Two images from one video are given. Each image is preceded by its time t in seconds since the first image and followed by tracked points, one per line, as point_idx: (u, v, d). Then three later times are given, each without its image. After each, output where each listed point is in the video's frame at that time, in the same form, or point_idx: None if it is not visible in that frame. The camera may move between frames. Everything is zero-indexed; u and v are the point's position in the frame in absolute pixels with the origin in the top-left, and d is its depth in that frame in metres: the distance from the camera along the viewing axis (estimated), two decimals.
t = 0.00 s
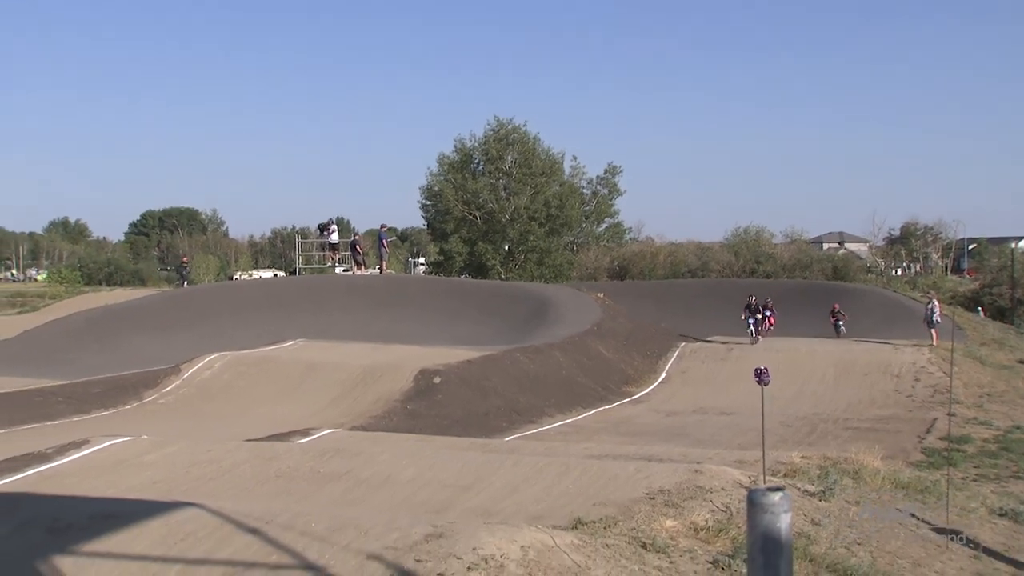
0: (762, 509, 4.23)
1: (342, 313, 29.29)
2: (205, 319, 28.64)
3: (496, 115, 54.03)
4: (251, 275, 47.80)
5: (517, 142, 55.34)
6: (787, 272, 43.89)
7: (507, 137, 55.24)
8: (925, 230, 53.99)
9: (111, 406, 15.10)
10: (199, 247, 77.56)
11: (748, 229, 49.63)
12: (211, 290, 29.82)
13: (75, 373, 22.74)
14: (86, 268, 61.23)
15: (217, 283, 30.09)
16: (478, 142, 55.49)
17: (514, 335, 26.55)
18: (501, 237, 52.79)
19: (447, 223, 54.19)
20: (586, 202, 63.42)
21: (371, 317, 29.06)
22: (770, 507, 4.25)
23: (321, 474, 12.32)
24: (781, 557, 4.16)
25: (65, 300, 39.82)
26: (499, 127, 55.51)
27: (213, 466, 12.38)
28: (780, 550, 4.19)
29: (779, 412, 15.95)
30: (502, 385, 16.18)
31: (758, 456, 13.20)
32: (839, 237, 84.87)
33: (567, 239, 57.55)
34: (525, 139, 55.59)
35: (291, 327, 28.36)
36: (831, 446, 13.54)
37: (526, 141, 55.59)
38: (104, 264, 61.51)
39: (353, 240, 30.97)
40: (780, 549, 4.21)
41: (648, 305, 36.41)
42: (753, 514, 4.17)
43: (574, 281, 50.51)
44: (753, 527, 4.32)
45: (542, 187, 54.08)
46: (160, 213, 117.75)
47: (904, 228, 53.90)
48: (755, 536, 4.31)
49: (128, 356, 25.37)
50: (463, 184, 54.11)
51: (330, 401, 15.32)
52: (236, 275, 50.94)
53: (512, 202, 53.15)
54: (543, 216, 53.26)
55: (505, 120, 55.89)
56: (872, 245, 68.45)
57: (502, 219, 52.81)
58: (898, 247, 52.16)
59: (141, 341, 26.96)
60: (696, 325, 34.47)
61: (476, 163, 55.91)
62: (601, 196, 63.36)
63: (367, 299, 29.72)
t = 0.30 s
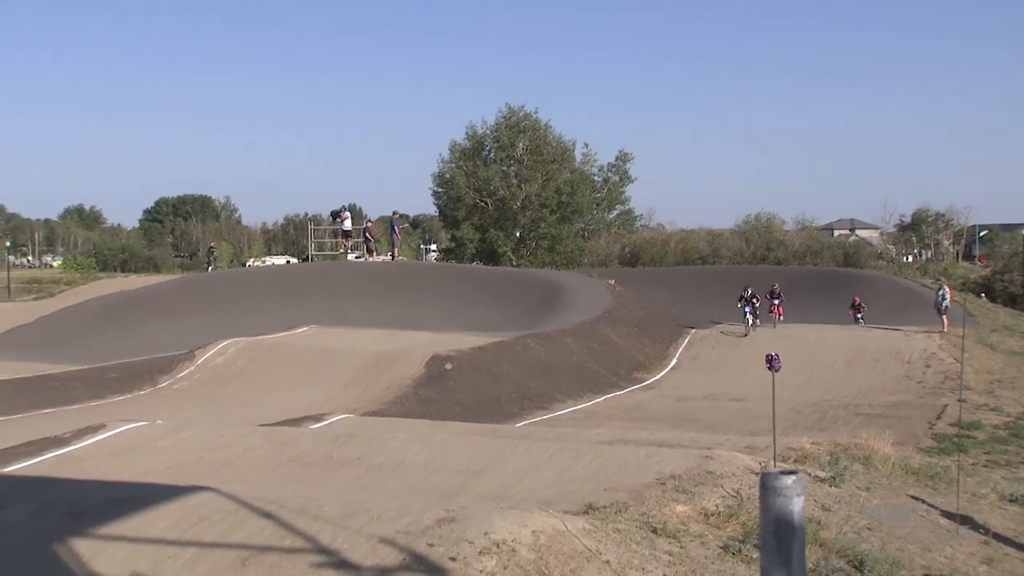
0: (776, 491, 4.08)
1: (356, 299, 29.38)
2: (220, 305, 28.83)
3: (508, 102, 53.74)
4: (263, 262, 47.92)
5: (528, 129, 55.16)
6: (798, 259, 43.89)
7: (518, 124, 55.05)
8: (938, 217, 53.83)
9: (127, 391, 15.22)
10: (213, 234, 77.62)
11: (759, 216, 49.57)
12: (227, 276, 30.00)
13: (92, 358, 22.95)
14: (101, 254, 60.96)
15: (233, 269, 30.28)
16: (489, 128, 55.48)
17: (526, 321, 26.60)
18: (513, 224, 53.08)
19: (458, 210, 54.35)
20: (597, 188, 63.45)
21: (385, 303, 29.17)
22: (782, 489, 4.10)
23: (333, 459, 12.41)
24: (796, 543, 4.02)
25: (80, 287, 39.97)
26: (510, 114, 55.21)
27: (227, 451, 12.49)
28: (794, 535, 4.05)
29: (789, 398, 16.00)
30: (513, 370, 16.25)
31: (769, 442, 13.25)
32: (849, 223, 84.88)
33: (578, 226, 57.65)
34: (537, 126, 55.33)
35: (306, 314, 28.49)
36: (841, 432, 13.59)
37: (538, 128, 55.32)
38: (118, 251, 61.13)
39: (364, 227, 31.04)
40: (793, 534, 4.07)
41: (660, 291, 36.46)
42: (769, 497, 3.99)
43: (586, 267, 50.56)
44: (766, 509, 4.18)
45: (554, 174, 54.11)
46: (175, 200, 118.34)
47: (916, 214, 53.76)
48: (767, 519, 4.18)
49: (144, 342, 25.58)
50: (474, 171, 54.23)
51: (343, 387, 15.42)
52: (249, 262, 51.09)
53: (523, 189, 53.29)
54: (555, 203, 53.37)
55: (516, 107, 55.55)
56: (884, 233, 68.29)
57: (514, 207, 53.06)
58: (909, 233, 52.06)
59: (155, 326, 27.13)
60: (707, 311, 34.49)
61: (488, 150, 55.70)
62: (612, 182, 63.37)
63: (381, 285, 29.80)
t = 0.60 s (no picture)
0: (796, 472, 3.70)
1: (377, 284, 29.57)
2: (244, 290, 29.17)
3: (527, 88, 54.19)
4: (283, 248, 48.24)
5: (547, 115, 55.35)
6: (815, 245, 43.87)
7: (537, 110, 55.30)
8: (956, 202, 53.53)
9: (152, 373, 15.45)
10: (235, 220, 77.99)
11: (776, 202, 49.49)
12: (250, 262, 30.32)
13: (118, 341, 23.30)
14: (125, 239, 61.38)
15: (256, 254, 30.59)
16: (508, 115, 55.56)
17: (545, 306, 26.72)
18: (531, 210, 53.25)
19: (477, 195, 54.43)
20: (615, 174, 63.48)
21: (406, 288, 29.35)
22: (803, 471, 3.72)
23: (355, 442, 12.58)
24: (818, 522, 3.65)
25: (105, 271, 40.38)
26: (529, 100, 55.59)
27: (250, 433, 12.67)
28: (816, 517, 3.69)
29: (807, 383, 16.07)
30: (532, 354, 16.37)
31: (786, 426, 13.34)
32: (867, 210, 84.71)
33: (596, 211, 57.76)
34: (555, 112, 55.58)
35: (327, 299, 28.73)
36: (858, 416, 13.68)
37: (556, 113, 55.58)
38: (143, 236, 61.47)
39: (384, 213, 31.20)
40: (815, 516, 3.69)
41: (677, 275, 36.51)
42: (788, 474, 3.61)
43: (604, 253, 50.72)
44: (785, 492, 3.79)
45: (572, 159, 54.24)
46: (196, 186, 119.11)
47: (934, 200, 53.51)
48: (786, 502, 3.82)
49: (169, 326, 25.93)
50: (493, 156, 54.36)
51: (364, 370, 15.59)
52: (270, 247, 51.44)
53: (542, 174, 53.47)
54: (574, 188, 53.52)
55: (535, 94, 55.97)
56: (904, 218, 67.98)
57: (533, 192, 53.23)
58: (927, 218, 51.86)
59: (180, 310, 27.51)
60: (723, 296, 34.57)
61: (506, 136, 55.65)
62: (630, 168, 63.38)
63: (402, 270, 29.97)
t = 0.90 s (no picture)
0: (828, 452, 3.65)
1: (407, 268, 29.79)
2: (276, 274, 29.57)
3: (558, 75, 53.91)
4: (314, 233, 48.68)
5: (577, 101, 55.11)
6: (843, 230, 43.74)
7: (567, 96, 55.16)
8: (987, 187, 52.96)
9: (188, 355, 15.74)
10: (268, 205, 78.58)
11: (804, 187, 49.31)
12: (282, 247, 30.73)
13: (155, 324, 23.76)
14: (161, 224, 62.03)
15: (289, 240, 30.98)
16: (538, 101, 55.39)
17: (573, 291, 26.83)
18: (560, 195, 53.50)
19: (507, 180, 54.81)
20: (643, 159, 63.45)
21: (435, 273, 29.55)
22: (836, 451, 3.66)
23: (386, 423, 12.79)
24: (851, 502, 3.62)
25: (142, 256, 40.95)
26: (559, 87, 55.43)
27: (284, 414, 12.92)
28: (848, 495, 3.65)
29: (834, 366, 16.15)
30: (561, 338, 16.54)
31: (813, 409, 13.44)
32: (894, 193, 84.17)
33: (624, 197, 57.83)
34: (584, 98, 55.27)
35: (358, 283, 29.03)
36: (886, 399, 13.76)
37: (585, 100, 55.27)
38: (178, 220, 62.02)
39: (414, 198, 31.38)
40: (846, 496, 3.66)
41: (704, 260, 36.57)
42: (821, 457, 3.55)
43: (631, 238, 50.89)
44: (817, 470, 3.75)
45: (601, 145, 54.16)
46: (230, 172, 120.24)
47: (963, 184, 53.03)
48: (819, 478, 3.76)
49: (203, 309, 26.40)
50: (522, 143, 54.66)
51: (395, 353, 15.80)
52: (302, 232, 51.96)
53: (571, 159, 53.70)
54: (602, 173, 53.59)
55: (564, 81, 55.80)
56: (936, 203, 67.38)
57: (562, 176, 53.51)
58: (956, 203, 51.44)
59: (214, 294, 27.99)
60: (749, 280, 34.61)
61: (536, 122, 55.78)
62: (658, 153, 63.32)
63: (432, 255, 30.16)
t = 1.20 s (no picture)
0: (879, 429, 3.49)
1: (450, 249, 30.14)
2: (323, 256, 30.18)
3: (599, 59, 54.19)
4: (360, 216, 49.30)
5: (619, 85, 55.28)
6: (885, 212, 43.50)
7: (609, 80, 55.32)
8: None
9: (239, 334, 16.16)
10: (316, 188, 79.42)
11: (846, 168, 49.01)
12: (330, 229, 31.41)
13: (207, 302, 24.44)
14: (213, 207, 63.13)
15: (337, 223, 31.63)
16: (580, 85, 55.66)
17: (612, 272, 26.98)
18: (602, 177, 53.55)
19: (550, 163, 54.85)
20: (685, 142, 63.37)
21: (478, 254, 29.87)
22: (888, 426, 3.51)
23: (432, 401, 13.07)
24: (902, 478, 3.50)
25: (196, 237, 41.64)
26: (601, 71, 55.70)
27: (333, 392, 13.27)
28: (900, 472, 3.51)
29: (876, 347, 16.22)
30: (603, 318, 16.74)
31: (855, 390, 13.53)
32: (940, 174, 83.34)
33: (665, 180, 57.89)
34: (626, 82, 55.44)
35: (401, 264, 29.47)
36: (928, 381, 13.83)
37: (627, 83, 55.44)
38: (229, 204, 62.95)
39: (459, 180, 31.51)
40: (898, 472, 3.51)
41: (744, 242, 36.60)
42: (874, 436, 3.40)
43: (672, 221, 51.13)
44: (868, 445, 3.60)
45: (643, 128, 54.05)
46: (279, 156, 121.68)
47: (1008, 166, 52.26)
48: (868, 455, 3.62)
49: (253, 288, 27.09)
50: (564, 126, 54.74)
51: (441, 333, 16.09)
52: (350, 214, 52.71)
53: (613, 142, 53.66)
54: (644, 156, 53.43)
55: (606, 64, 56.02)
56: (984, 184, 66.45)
57: (604, 159, 53.41)
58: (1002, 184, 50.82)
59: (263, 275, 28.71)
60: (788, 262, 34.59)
61: (579, 105, 55.85)
62: (700, 136, 63.19)
63: (475, 236, 30.47)
